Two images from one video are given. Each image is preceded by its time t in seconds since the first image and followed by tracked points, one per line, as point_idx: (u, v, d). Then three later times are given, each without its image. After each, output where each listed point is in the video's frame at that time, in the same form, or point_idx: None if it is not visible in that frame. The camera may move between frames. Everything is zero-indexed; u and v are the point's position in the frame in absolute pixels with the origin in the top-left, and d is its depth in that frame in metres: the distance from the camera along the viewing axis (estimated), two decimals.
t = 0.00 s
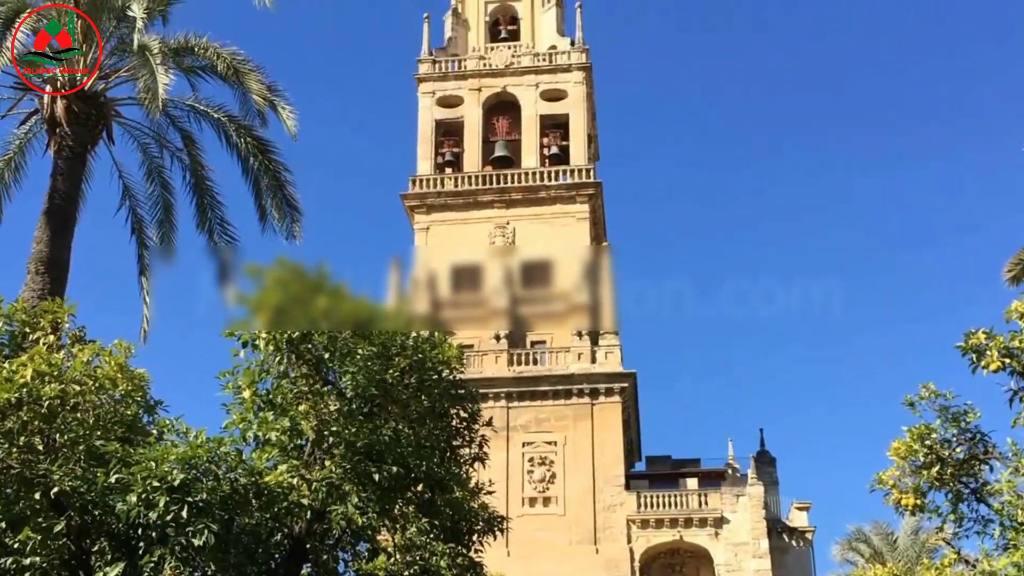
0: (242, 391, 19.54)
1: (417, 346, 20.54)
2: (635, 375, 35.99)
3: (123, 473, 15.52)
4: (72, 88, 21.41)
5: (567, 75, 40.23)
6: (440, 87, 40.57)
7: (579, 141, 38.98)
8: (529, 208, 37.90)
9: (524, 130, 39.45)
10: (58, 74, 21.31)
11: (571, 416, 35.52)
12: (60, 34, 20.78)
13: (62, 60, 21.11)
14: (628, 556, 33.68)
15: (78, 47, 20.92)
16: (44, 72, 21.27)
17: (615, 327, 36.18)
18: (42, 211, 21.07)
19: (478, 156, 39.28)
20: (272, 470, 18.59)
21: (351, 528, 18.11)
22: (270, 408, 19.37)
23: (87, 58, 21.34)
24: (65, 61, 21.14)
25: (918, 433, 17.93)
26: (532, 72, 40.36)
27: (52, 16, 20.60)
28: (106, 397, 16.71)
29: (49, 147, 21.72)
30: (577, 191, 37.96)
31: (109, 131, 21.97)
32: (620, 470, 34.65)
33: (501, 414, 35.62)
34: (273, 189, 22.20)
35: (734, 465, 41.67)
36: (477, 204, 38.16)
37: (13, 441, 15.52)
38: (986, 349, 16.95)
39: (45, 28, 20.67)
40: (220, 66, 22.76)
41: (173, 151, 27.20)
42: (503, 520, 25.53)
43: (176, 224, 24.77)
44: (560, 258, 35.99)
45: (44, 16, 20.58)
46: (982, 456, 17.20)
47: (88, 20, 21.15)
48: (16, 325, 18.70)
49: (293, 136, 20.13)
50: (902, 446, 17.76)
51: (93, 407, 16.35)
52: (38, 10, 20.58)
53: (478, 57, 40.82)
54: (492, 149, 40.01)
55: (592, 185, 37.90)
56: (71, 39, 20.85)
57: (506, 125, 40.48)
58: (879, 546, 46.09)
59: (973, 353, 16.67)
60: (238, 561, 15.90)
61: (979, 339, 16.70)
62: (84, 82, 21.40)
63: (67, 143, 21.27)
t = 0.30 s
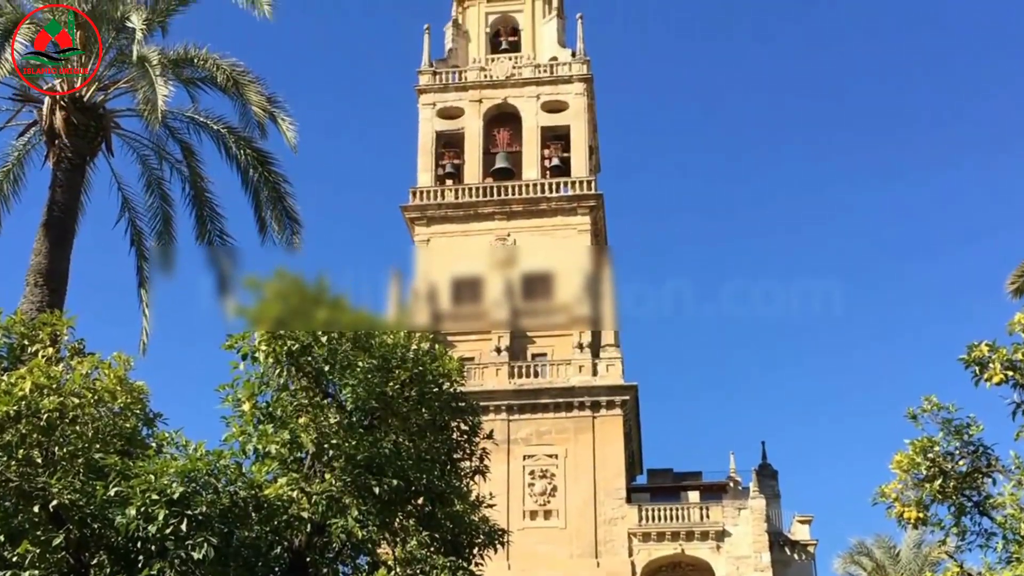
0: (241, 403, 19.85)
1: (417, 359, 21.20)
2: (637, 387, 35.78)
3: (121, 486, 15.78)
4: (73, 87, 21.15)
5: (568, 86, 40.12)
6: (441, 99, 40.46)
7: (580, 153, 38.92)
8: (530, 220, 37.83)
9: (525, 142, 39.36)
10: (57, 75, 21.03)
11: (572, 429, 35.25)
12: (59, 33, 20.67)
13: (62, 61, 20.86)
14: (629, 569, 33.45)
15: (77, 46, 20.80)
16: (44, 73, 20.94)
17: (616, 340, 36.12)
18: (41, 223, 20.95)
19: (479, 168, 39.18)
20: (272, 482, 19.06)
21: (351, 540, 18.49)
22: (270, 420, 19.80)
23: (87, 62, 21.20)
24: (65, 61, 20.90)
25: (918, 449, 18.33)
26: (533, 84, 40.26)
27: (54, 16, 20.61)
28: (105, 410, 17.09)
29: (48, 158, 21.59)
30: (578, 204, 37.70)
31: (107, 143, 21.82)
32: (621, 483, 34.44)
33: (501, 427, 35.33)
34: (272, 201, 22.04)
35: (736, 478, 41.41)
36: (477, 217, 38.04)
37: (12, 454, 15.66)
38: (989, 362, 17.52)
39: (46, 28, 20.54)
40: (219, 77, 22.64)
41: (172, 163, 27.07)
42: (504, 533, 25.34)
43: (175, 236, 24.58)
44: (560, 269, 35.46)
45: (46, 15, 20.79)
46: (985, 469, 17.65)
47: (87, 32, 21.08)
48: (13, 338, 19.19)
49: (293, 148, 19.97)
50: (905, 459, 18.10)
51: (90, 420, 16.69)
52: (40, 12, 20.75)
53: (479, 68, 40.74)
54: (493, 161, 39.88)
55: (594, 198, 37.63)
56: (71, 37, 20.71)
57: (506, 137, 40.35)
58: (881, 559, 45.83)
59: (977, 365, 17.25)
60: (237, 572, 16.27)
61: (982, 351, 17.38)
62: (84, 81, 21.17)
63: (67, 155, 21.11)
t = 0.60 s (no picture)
0: (241, 416, 20.87)
1: (417, 372, 22.30)
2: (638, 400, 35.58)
3: (119, 500, 17.03)
4: (73, 88, 21.11)
5: (569, 98, 39.98)
6: (441, 110, 40.35)
7: (582, 165, 38.85)
8: (531, 231, 37.74)
9: (526, 154, 39.25)
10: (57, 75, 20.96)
11: (573, 442, 34.98)
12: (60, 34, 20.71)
13: (61, 62, 20.78)
14: None
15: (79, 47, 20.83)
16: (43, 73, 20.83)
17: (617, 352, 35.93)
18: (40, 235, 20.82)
19: (480, 180, 39.08)
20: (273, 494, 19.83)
21: (351, 554, 19.11)
22: (270, 433, 20.69)
23: (87, 62, 21.03)
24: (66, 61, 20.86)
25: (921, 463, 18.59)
26: (534, 95, 40.14)
27: (53, 17, 20.81)
28: (105, 422, 18.37)
29: (47, 170, 21.43)
30: (579, 215, 37.61)
31: (107, 156, 21.71)
32: (623, 495, 34.21)
33: (501, 440, 35.06)
34: (272, 213, 21.88)
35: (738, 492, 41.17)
36: (477, 229, 37.92)
37: (12, 468, 16.93)
38: (991, 375, 17.92)
39: (46, 28, 20.68)
40: (219, 89, 22.51)
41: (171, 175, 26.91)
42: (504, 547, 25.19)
43: (174, 249, 24.41)
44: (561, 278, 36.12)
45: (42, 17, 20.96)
46: (987, 481, 17.96)
47: (86, 44, 20.96)
48: (14, 350, 19.67)
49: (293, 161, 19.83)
50: (907, 472, 18.34)
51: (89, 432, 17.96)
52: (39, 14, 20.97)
53: (480, 80, 40.61)
54: (493, 173, 39.74)
55: (594, 210, 37.40)
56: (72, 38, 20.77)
57: (507, 149, 40.24)
58: (884, 572, 45.54)
59: (980, 378, 17.66)
60: None
61: (985, 364, 17.75)
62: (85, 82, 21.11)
63: (66, 167, 20.97)
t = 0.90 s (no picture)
0: (241, 430, 20.78)
1: (418, 387, 22.26)
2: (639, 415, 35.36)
3: (119, 515, 17.30)
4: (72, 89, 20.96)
5: (570, 111, 39.88)
6: (442, 123, 40.24)
7: (583, 178, 38.72)
8: (532, 245, 37.63)
9: (527, 167, 39.14)
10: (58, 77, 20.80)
11: (574, 456, 34.76)
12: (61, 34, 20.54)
13: (61, 62, 20.62)
14: None
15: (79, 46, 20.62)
16: (44, 73, 20.66)
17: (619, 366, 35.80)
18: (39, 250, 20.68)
19: (480, 194, 38.98)
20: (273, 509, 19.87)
21: (352, 569, 19.50)
22: (270, 447, 20.65)
23: (87, 63, 20.82)
24: (66, 62, 20.68)
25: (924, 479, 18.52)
26: (534, 108, 40.04)
27: (54, 17, 20.57)
28: (103, 436, 18.42)
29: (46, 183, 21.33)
30: (580, 228, 37.46)
31: (105, 169, 21.57)
32: (624, 510, 33.98)
33: (502, 454, 34.87)
34: (271, 226, 21.73)
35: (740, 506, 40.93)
36: (477, 242, 37.82)
37: (11, 483, 17.10)
38: (994, 389, 17.94)
39: (46, 28, 20.46)
40: (218, 101, 22.38)
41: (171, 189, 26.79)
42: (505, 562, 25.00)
43: (174, 262, 24.27)
44: (561, 292, 36.66)
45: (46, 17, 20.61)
46: (991, 496, 17.88)
47: (86, 56, 20.80)
48: (12, 364, 19.55)
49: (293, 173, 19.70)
50: (910, 486, 18.25)
51: (88, 447, 18.09)
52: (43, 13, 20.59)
53: (480, 92, 40.49)
54: (494, 186, 39.60)
55: (594, 223, 37.32)
56: (73, 38, 20.59)
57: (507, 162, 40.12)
58: None
59: (983, 392, 17.68)
60: None
61: (988, 378, 17.82)
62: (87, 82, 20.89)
63: (65, 179, 20.84)
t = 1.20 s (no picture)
0: (240, 443, 20.65)
1: (418, 400, 22.19)
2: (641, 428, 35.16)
3: (117, 528, 17.64)
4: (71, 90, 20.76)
5: (572, 122, 39.78)
6: (442, 134, 40.13)
7: (584, 191, 38.60)
8: (534, 257, 37.35)
9: (528, 179, 39.04)
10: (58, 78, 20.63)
11: (575, 469, 34.54)
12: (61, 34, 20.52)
13: (61, 62, 20.52)
14: None
15: (77, 45, 20.55)
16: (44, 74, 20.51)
17: (620, 379, 35.63)
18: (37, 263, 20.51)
19: (481, 206, 38.89)
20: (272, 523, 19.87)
21: None
22: (270, 460, 20.53)
23: (88, 64, 20.67)
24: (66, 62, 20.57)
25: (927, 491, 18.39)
26: (536, 119, 39.94)
27: (55, 18, 20.60)
28: (103, 450, 18.92)
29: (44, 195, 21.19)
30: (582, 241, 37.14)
31: (104, 181, 21.47)
32: (626, 522, 33.76)
33: (502, 467, 34.66)
34: (270, 238, 21.56)
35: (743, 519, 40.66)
36: (477, 253, 37.50)
37: (10, 496, 17.53)
38: (997, 402, 17.88)
39: (46, 28, 20.50)
40: (218, 113, 22.24)
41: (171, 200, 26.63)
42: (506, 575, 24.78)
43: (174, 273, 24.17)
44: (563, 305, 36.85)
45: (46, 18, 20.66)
46: (993, 509, 17.75)
47: (85, 67, 20.65)
48: (10, 377, 19.48)
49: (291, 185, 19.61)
50: (912, 499, 18.15)
51: (87, 461, 18.51)
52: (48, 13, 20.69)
53: (481, 104, 40.40)
54: (495, 198, 39.44)
55: (596, 236, 36.99)
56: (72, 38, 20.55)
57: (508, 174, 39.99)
58: None
59: (986, 405, 17.63)
60: None
61: (991, 391, 17.75)
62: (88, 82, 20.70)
63: (63, 192, 20.69)
